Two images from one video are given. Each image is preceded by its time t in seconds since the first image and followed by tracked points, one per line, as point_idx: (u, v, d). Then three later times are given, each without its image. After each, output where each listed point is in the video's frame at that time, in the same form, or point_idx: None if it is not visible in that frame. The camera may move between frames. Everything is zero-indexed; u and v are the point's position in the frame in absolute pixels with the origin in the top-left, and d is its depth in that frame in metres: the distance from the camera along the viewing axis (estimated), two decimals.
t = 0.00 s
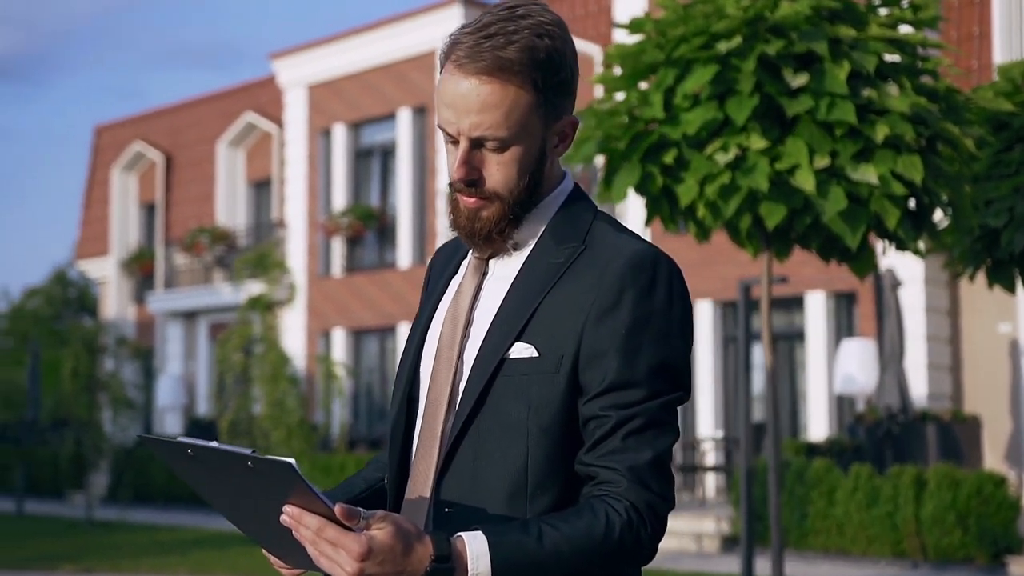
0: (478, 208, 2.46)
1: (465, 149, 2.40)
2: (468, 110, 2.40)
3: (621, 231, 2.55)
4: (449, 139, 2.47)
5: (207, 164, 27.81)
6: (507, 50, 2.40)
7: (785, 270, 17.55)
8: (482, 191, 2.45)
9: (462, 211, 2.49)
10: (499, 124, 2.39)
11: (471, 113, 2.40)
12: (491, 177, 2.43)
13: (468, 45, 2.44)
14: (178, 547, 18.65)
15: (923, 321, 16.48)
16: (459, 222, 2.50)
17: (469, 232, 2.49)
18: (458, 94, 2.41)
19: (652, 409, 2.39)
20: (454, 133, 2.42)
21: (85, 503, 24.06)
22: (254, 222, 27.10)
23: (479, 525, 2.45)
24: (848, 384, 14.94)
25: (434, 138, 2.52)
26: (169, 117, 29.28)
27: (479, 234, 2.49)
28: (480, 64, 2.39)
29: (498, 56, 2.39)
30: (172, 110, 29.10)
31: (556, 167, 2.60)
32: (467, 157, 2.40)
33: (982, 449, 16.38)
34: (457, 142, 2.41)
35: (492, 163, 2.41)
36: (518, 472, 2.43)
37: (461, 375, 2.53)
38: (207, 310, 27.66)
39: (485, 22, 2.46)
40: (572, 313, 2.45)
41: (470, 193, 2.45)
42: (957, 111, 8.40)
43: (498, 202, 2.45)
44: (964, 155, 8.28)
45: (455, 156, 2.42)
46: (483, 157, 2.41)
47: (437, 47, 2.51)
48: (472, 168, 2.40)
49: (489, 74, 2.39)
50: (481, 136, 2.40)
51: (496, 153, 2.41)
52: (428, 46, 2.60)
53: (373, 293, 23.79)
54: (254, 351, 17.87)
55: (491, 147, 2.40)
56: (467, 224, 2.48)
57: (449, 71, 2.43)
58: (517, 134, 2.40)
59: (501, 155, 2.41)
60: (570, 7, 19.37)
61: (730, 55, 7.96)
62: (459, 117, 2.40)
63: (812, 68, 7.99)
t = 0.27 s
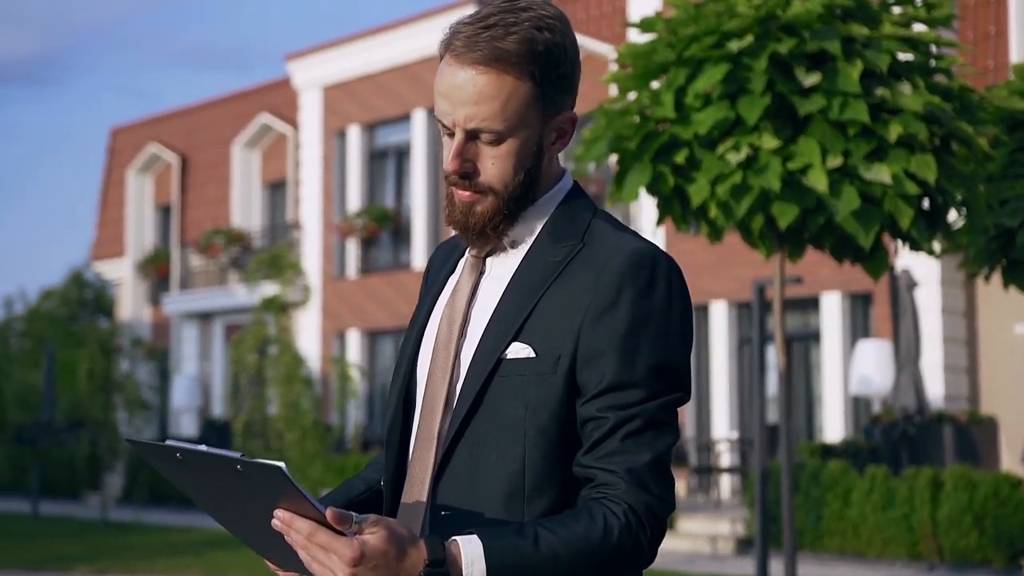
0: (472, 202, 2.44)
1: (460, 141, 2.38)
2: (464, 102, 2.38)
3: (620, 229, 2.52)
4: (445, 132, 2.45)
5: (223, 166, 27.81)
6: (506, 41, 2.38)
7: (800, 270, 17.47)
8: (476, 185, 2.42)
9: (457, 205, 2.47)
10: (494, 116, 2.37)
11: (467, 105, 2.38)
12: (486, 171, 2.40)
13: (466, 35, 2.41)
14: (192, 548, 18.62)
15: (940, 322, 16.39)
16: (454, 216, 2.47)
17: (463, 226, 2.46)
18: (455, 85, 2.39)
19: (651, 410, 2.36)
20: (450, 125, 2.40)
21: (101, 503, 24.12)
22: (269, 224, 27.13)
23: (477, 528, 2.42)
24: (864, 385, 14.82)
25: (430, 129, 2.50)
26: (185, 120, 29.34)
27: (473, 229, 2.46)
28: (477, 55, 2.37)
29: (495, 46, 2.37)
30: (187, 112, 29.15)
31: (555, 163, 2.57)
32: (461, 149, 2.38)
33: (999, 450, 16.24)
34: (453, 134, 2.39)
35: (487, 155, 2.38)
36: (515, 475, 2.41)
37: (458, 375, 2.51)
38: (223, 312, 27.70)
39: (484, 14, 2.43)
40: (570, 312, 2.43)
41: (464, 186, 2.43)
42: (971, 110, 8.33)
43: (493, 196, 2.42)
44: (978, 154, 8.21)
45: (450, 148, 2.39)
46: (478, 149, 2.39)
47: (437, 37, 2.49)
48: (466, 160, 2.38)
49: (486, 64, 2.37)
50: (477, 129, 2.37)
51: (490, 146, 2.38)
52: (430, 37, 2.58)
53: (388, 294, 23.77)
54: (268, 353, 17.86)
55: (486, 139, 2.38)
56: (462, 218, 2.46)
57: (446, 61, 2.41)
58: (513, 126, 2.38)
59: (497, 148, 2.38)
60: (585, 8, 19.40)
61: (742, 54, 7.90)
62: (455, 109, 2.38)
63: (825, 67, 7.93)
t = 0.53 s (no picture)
0: (467, 197, 2.44)
1: (457, 135, 2.38)
2: (461, 95, 2.38)
3: (621, 227, 2.49)
4: (442, 126, 2.45)
5: (239, 167, 27.83)
6: (503, 35, 2.37)
7: (816, 271, 17.39)
8: (471, 180, 2.42)
9: (453, 200, 2.47)
10: (491, 112, 2.37)
11: (463, 98, 2.38)
12: (482, 166, 2.40)
13: (463, 29, 2.41)
14: (206, 550, 18.54)
15: (958, 323, 16.28)
16: (451, 212, 2.48)
17: (459, 223, 2.47)
18: (453, 79, 2.39)
19: (652, 411, 2.32)
20: (446, 119, 2.40)
21: (117, 504, 24.11)
22: (285, 225, 27.14)
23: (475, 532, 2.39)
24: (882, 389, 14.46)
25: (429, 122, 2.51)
26: (201, 121, 29.38)
27: (468, 226, 2.46)
28: (474, 49, 2.37)
29: (494, 40, 2.37)
30: (204, 114, 29.18)
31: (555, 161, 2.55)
32: (457, 144, 2.38)
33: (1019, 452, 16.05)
34: (449, 128, 2.40)
35: (483, 151, 2.38)
36: (514, 478, 2.37)
37: (457, 376, 2.48)
38: (239, 312, 27.72)
39: (484, 8, 2.43)
40: (570, 311, 2.40)
41: (460, 181, 2.43)
42: (987, 108, 8.26)
43: (488, 192, 2.42)
44: (995, 153, 8.13)
45: (445, 142, 2.40)
46: (473, 144, 2.39)
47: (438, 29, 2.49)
48: (461, 154, 2.38)
49: (483, 58, 2.37)
50: (472, 123, 2.38)
51: (487, 141, 2.38)
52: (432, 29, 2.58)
53: (404, 295, 23.72)
54: (283, 354, 17.84)
55: (482, 134, 2.38)
56: (457, 214, 2.46)
57: (444, 54, 2.41)
58: (510, 122, 2.37)
59: (492, 144, 2.38)
60: (590, 13, 19.15)
61: (755, 52, 7.83)
62: (451, 103, 2.39)
63: (839, 65, 7.86)
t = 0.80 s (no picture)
0: (466, 195, 2.42)
1: (454, 130, 2.37)
2: (459, 90, 2.37)
3: (626, 224, 2.46)
4: (441, 122, 2.44)
5: (255, 167, 27.84)
6: (502, 29, 2.36)
7: (833, 270, 17.29)
8: (470, 176, 2.40)
9: (451, 196, 2.46)
10: (488, 107, 2.36)
11: (462, 92, 2.37)
12: (480, 162, 2.39)
13: (461, 22, 2.40)
14: (221, 550, 18.48)
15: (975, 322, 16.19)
16: (450, 208, 2.46)
17: (457, 219, 2.45)
18: (451, 73, 2.38)
19: (656, 410, 2.27)
20: (445, 114, 2.39)
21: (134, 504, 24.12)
22: (301, 226, 27.16)
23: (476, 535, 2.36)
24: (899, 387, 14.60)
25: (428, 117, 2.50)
26: (217, 122, 29.42)
27: (466, 223, 2.44)
28: (471, 43, 2.36)
29: (491, 34, 2.36)
30: (220, 114, 29.19)
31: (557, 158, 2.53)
32: (454, 139, 2.37)
33: None
34: (447, 124, 2.39)
35: (481, 147, 2.37)
36: (515, 479, 2.34)
37: (458, 376, 2.45)
38: (255, 313, 27.74)
39: (484, 1, 2.42)
40: (572, 309, 2.36)
41: (458, 177, 2.41)
42: (1003, 104, 8.19)
43: (487, 187, 2.41)
44: (1012, 150, 8.04)
45: (443, 139, 2.38)
46: (472, 139, 2.38)
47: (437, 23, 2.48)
48: (459, 150, 2.37)
49: (481, 51, 2.36)
50: (470, 118, 2.36)
51: (484, 136, 2.37)
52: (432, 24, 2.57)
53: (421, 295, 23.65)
54: (300, 354, 17.80)
55: (480, 130, 2.37)
56: (456, 211, 2.45)
57: (442, 48, 2.40)
58: (509, 117, 2.36)
59: (491, 140, 2.37)
60: (603, 13, 19.08)
61: (769, 50, 7.77)
62: (449, 98, 2.38)
63: (854, 62, 7.79)
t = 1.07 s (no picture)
0: (466, 191, 2.40)
1: (453, 126, 2.35)
2: (458, 85, 2.35)
3: (629, 220, 2.42)
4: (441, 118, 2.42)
5: (271, 167, 27.86)
6: (501, 22, 2.34)
7: (849, 269, 17.20)
8: (470, 172, 2.38)
9: (453, 194, 2.43)
10: (487, 102, 2.34)
11: (461, 88, 2.35)
12: (480, 159, 2.36)
13: (460, 18, 2.39)
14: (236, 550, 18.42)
15: (993, 321, 16.08)
16: (451, 207, 2.44)
17: (459, 217, 2.42)
18: (449, 68, 2.36)
19: (661, 410, 2.23)
20: (443, 110, 2.37)
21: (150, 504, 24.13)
22: (317, 225, 27.17)
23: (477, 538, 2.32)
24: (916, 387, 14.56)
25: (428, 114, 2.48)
26: (233, 121, 29.43)
27: (468, 220, 2.42)
28: (469, 37, 2.34)
29: (490, 28, 2.34)
30: (237, 114, 29.21)
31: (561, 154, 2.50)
32: (454, 134, 2.34)
33: None
34: (446, 120, 2.36)
35: (481, 143, 2.35)
36: (518, 481, 2.29)
37: (460, 374, 2.42)
38: (271, 312, 27.75)
39: None
40: (575, 307, 2.32)
41: (458, 174, 2.39)
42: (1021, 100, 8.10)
43: (488, 185, 2.38)
44: None
45: (443, 134, 2.36)
46: (471, 135, 2.35)
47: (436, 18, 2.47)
48: (458, 147, 2.34)
49: (479, 46, 2.34)
50: (470, 114, 2.34)
51: (484, 132, 2.35)
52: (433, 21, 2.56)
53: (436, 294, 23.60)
54: (315, 353, 17.75)
55: (480, 125, 2.35)
56: (457, 209, 2.42)
57: (439, 45, 2.39)
58: (509, 112, 2.34)
59: (491, 135, 2.34)
60: (618, 11, 18.99)
61: (783, 47, 7.71)
62: (447, 93, 2.36)
63: (869, 59, 7.72)
